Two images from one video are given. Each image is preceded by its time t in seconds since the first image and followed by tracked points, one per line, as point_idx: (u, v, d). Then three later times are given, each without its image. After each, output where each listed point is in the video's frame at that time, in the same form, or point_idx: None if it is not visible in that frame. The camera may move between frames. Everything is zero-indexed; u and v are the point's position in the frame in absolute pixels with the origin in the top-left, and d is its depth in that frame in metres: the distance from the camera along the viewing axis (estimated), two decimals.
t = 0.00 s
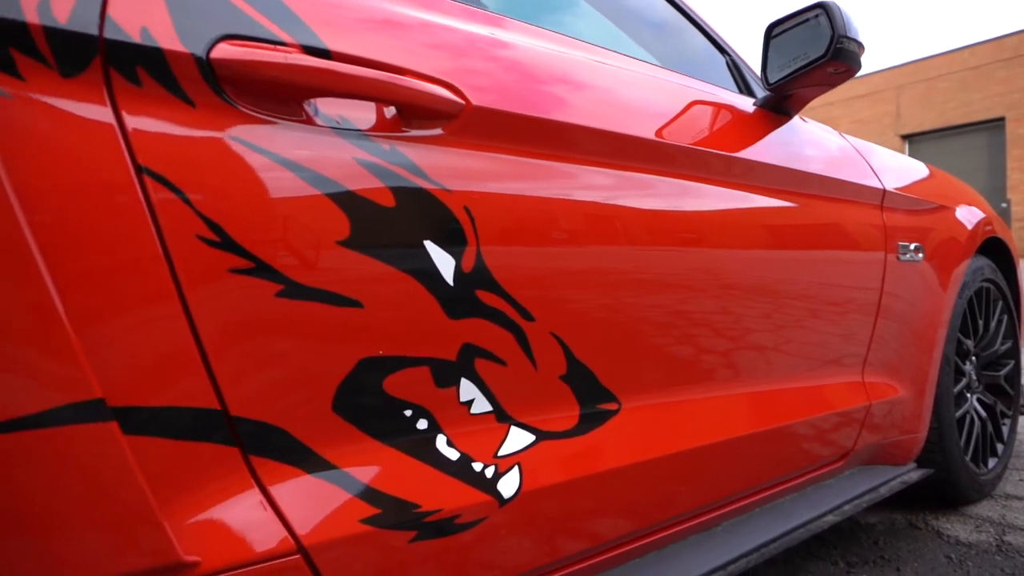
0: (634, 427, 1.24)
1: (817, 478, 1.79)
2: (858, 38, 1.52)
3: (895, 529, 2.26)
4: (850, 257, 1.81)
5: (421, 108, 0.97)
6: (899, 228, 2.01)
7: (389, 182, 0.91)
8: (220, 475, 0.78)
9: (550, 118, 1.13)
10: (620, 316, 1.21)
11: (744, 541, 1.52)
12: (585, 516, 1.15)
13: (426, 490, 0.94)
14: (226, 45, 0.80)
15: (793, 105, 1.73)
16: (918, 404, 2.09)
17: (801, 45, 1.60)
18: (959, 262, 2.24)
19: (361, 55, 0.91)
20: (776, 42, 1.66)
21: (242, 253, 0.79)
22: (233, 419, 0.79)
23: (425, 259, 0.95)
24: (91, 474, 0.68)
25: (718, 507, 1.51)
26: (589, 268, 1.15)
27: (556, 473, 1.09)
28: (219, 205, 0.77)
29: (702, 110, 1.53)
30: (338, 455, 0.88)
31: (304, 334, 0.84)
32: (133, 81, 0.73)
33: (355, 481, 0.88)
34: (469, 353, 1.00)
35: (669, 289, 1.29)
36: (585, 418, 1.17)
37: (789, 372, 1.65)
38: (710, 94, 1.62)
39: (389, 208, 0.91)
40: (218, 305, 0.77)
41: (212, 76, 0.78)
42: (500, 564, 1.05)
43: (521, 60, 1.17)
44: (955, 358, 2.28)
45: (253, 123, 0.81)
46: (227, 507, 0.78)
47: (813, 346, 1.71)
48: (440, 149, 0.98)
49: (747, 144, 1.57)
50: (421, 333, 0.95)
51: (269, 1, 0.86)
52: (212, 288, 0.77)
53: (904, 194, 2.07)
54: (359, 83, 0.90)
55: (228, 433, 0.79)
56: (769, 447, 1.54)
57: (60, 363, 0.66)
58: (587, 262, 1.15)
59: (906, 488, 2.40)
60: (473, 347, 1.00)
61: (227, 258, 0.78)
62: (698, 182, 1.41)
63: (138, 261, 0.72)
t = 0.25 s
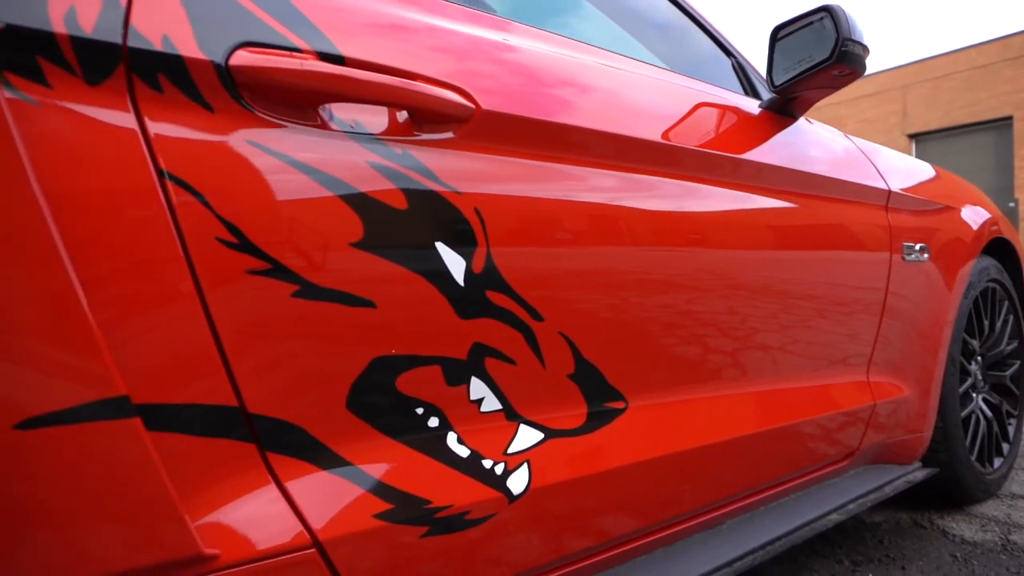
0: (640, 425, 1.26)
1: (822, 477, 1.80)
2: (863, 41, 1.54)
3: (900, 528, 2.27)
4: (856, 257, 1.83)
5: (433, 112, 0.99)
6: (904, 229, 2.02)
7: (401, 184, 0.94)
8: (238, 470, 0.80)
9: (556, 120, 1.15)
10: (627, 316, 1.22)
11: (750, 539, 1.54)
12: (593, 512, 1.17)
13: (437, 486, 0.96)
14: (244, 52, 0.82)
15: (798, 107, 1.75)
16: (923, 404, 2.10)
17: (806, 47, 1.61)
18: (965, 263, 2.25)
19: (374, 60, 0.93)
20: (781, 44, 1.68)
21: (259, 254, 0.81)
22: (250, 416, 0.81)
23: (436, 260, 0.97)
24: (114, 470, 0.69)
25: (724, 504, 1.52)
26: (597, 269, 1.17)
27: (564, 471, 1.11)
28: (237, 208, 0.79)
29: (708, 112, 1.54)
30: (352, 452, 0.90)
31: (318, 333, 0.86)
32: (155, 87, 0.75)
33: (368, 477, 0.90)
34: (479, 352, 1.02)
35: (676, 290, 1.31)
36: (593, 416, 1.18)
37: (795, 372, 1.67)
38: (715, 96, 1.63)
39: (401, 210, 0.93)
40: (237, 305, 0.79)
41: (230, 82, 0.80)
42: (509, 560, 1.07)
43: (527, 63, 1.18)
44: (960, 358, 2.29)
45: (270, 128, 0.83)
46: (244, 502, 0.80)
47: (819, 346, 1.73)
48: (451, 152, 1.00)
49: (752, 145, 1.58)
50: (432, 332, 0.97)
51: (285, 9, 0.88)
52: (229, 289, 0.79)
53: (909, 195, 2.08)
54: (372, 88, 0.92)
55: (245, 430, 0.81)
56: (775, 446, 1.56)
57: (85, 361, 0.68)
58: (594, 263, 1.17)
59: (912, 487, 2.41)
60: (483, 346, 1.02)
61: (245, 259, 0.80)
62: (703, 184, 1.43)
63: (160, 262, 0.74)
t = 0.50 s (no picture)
0: (647, 423, 1.28)
1: (827, 475, 1.82)
2: (867, 45, 1.56)
3: (905, 526, 2.29)
4: (861, 258, 1.84)
5: (445, 117, 1.01)
6: (908, 229, 2.04)
7: (414, 187, 0.96)
8: (258, 465, 0.83)
9: (561, 123, 1.16)
10: (634, 316, 1.24)
11: (756, 535, 1.57)
12: (601, 508, 1.20)
13: (449, 481, 0.99)
14: (264, 59, 0.84)
15: (803, 109, 1.76)
16: (927, 404, 2.11)
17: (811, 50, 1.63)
18: (970, 263, 2.26)
19: (388, 66, 0.95)
20: (787, 47, 1.70)
21: (279, 256, 0.83)
22: (270, 412, 0.84)
23: (449, 261, 0.99)
24: (142, 463, 0.72)
25: (729, 502, 1.54)
26: (605, 269, 1.19)
27: (573, 467, 1.13)
28: (258, 211, 0.82)
29: (714, 114, 1.56)
30: (367, 448, 0.92)
31: (335, 332, 0.88)
32: (179, 94, 0.78)
33: (382, 472, 0.92)
34: (490, 351, 1.05)
35: (682, 290, 1.33)
36: (601, 414, 1.21)
37: (800, 371, 1.68)
38: (721, 98, 1.65)
39: (415, 212, 0.96)
40: (258, 304, 0.82)
41: (251, 89, 0.83)
42: (519, 554, 1.09)
43: (532, 66, 1.20)
44: (965, 358, 2.30)
45: (289, 133, 0.86)
46: (264, 496, 0.83)
47: (824, 345, 1.75)
48: (463, 156, 1.03)
49: (757, 147, 1.60)
50: (445, 331, 0.99)
51: (302, 17, 0.90)
52: (250, 288, 0.81)
53: (914, 196, 2.10)
54: (387, 93, 0.94)
55: (265, 426, 0.83)
56: (780, 444, 1.58)
57: (114, 358, 0.70)
58: (602, 263, 1.19)
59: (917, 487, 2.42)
60: (495, 345, 1.05)
61: (265, 260, 0.82)
62: (708, 185, 1.45)
63: (184, 263, 0.76)
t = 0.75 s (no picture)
0: (653, 421, 1.30)
1: (831, 473, 1.84)
2: (871, 48, 1.58)
3: (909, 525, 2.30)
4: (865, 258, 1.86)
5: (457, 121, 1.03)
6: (912, 230, 2.05)
7: (426, 190, 0.98)
8: (276, 460, 0.85)
9: (566, 125, 1.18)
10: (640, 315, 1.26)
11: (760, 532, 1.59)
12: (609, 504, 1.22)
13: (461, 477, 1.01)
14: (282, 65, 0.87)
15: (807, 111, 1.78)
16: (931, 403, 2.13)
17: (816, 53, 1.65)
18: (974, 263, 2.28)
19: (401, 71, 0.98)
20: (792, 49, 1.71)
21: (296, 257, 0.85)
22: (287, 409, 0.86)
23: (460, 262, 1.02)
24: (166, 457, 0.74)
25: (735, 499, 1.56)
26: (613, 269, 1.21)
27: (581, 464, 1.15)
28: (276, 213, 0.84)
29: (719, 116, 1.58)
30: (381, 444, 0.95)
31: (350, 331, 0.90)
32: (200, 100, 0.80)
33: (395, 468, 0.95)
34: (501, 350, 1.07)
35: (686, 289, 1.35)
36: (608, 412, 1.23)
37: (804, 371, 1.70)
38: (725, 100, 1.67)
39: (427, 214, 0.98)
40: (277, 304, 0.84)
41: (270, 95, 0.85)
42: (528, 549, 1.11)
43: (537, 69, 1.22)
44: (969, 357, 2.32)
45: (306, 137, 0.88)
46: (282, 490, 0.85)
47: (828, 345, 1.76)
48: (474, 159, 1.05)
49: (762, 149, 1.62)
50: (457, 330, 1.01)
51: (318, 23, 0.93)
52: (269, 288, 0.84)
53: (918, 196, 2.11)
54: (400, 98, 0.96)
55: (283, 422, 0.86)
56: (785, 443, 1.60)
57: (140, 356, 0.73)
58: (609, 263, 1.21)
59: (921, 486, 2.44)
60: (504, 344, 1.07)
61: (283, 261, 0.85)
62: (712, 187, 1.46)
63: (205, 264, 0.79)
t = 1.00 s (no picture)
0: (659, 418, 1.32)
1: (835, 471, 1.86)
2: (874, 51, 1.60)
3: (913, 523, 2.32)
4: (869, 258, 1.88)
5: (469, 125, 1.06)
6: (915, 230, 2.07)
7: (440, 192, 1.01)
8: (296, 455, 0.88)
9: (569, 127, 1.19)
10: (647, 314, 1.29)
11: (765, 529, 1.62)
12: (617, 500, 1.24)
13: (473, 472, 1.03)
14: (301, 72, 0.90)
15: (811, 113, 1.80)
16: (935, 402, 2.15)
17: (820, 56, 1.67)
18: (977, 263, 2.29)
19: (415, 77, 1.00)
20: (796, 53, 1.73)
21: (315, 258, 0.88)
22: (307, 405, 0.89)
23: (472, 263, 1.04)
24: (192, 450, 0.77)
25: (740, 496, 1.58)
26: (620, 270, 1.24)
27: (590, 460, 1.18)
28: (296, 215, 0.87)
29: (724, 119, 1.60)
30: (396, 440, 0.97)
31: (367, 330, 0.93)
32: (224, 107, 0.83)
33: (410, 463, 0.97)
34: (511, 349, 1.09)
35: (691, 290, 1.38)
36: (616, 410, 1.25)
37: (808, 370, 1.72)
38: (730, 103, 1.69)
39: (440, 216, 1.01)
40: (297, 304, 0.87)
41: (290, 101, 0.88)
42: (538, 543, 1.14)
43: (540, 72, 1.23)
44: (972, 357, 2.33)
45: (324, 141, 0.91)
46: (301, 484, 0.88)
47: (832, 344, 1.78)
48: (485, 162, 1.08)
49: (766, 151, 1.64)
50: (469, 329, 1.04)
51: (334, 31, 0.95)
52: (289, 289, 0.86)
53: (921, 197, 2.13)
54: (414, 103, 0.99)
55: (303, 418, 0.88)
56: (789, 441, 1.62)
57: (168, 354, 0.76)
58: (616, 264, 1.23)
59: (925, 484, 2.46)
60: (515, 343, 1.10)
61: (303, 262, 0.87)
62: (717, 189, 1.49)
63: (228, 265, 0.82)
